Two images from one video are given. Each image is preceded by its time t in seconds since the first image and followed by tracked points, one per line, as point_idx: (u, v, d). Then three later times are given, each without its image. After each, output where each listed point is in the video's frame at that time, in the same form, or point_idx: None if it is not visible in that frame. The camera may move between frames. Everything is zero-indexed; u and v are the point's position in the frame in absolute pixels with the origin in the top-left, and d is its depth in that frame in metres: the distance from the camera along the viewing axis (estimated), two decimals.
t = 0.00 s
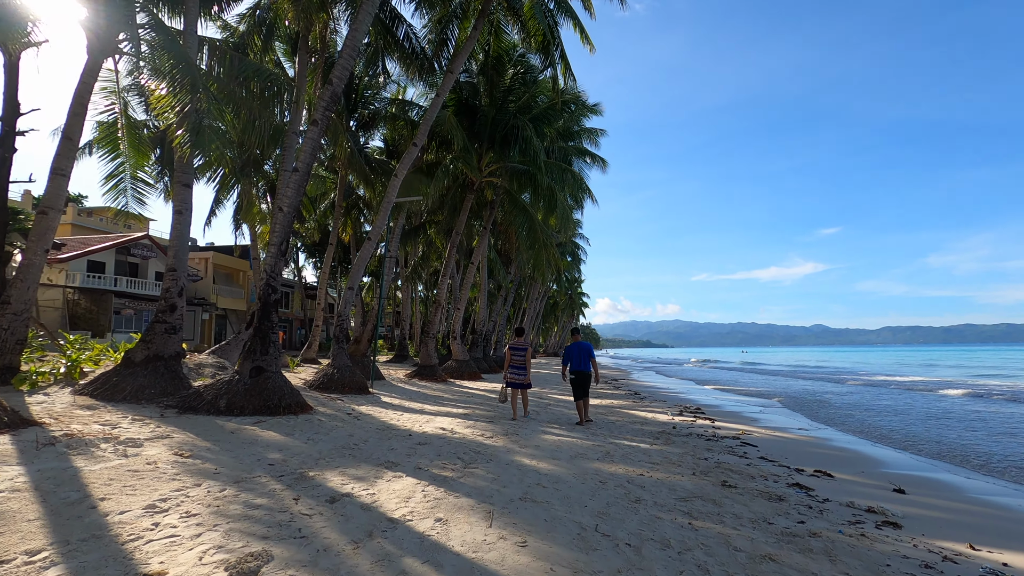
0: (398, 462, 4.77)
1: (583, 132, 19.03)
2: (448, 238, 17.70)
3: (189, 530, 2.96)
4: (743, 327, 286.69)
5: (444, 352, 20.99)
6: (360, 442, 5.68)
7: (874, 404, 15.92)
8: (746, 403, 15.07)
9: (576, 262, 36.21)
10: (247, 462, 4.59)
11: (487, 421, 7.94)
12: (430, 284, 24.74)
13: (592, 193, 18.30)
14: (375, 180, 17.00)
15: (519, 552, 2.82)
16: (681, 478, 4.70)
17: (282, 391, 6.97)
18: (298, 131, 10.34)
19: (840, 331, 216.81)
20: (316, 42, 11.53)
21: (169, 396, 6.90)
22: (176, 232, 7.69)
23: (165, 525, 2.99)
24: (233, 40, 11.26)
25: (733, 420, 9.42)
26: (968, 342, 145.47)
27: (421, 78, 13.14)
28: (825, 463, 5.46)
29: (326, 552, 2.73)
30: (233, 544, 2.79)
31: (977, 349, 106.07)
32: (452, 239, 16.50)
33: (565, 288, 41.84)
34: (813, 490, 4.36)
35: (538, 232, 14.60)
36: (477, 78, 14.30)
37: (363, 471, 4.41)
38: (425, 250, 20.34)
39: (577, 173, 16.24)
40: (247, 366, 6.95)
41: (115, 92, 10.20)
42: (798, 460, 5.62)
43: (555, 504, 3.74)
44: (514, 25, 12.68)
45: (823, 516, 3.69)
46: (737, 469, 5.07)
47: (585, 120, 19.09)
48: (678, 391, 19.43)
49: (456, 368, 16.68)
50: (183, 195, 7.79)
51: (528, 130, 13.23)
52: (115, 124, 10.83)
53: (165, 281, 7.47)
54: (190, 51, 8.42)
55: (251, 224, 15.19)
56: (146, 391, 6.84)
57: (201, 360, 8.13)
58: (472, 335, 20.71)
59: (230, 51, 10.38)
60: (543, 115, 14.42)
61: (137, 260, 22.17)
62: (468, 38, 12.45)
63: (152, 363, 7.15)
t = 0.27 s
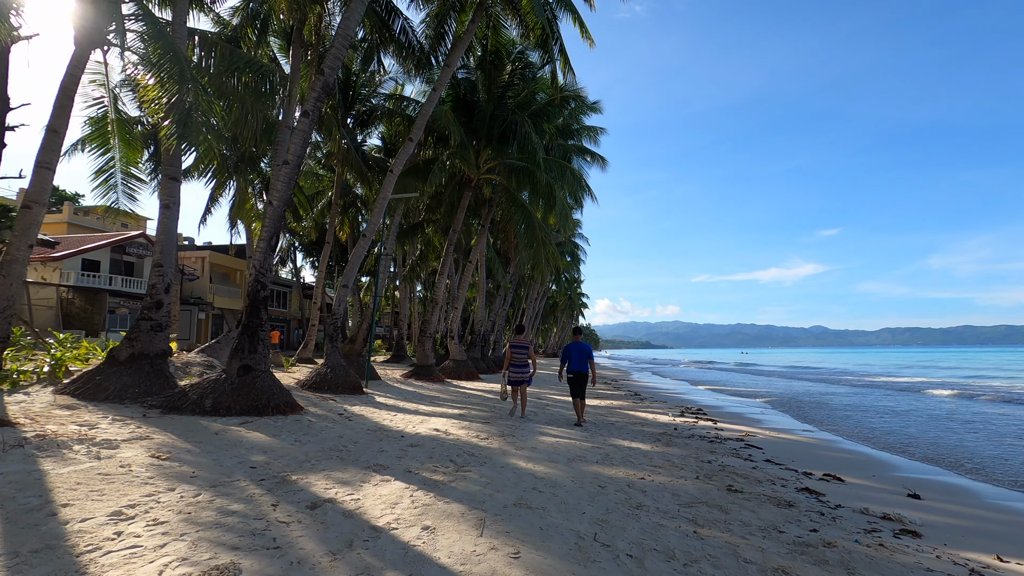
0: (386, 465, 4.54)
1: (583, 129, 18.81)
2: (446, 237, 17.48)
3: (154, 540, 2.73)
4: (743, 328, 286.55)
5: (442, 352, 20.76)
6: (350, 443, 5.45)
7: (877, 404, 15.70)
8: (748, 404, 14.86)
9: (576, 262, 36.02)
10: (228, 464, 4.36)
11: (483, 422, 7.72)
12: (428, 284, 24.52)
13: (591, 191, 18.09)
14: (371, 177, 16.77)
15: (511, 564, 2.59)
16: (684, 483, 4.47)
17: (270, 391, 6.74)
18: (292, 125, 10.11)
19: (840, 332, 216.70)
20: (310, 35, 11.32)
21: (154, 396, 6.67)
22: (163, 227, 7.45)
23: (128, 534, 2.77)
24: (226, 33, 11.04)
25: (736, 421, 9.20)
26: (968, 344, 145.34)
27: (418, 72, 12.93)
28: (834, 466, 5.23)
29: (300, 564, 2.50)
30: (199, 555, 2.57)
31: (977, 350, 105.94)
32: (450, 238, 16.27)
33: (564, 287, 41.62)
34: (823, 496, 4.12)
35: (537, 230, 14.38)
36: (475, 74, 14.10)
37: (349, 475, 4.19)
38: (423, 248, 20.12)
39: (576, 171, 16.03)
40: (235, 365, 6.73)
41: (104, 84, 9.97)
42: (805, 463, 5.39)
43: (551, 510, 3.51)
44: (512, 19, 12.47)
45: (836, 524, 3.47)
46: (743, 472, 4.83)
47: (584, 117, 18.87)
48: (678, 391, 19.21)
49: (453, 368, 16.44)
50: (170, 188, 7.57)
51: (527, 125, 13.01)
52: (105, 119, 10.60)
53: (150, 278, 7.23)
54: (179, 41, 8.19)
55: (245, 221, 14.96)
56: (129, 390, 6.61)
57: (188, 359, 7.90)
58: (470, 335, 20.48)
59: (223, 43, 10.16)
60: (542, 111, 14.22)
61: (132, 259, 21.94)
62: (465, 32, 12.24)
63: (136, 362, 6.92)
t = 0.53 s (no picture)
0: (372, 474, 4.30)
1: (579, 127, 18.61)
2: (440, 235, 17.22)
3: (109, 562, 2.48)
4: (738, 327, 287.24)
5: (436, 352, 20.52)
6: (335, 449, 5.20)
7: (875, 405, 15.55)
8: (745, 405, 14.67)
9: (572, 261, 35.86)
10: (203, 473, 4.11)
11: (476, 424, 7.49)
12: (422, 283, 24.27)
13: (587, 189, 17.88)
14: (363, 174, 16.49)
15: None
16: (686, 491, 4.24)
17: (255, 394, 6.49)
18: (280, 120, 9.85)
19: (835, 331, 217.38)
20: (299, 27, 11.05)
21: (133, 399, 6.40)
22: (144, 223, 7.16)
23: (81, 556, 2.52)
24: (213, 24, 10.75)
25: (735, 423, 8.99)
26: (962, 342, 146.00)
27: (410, 67, 12.67)
28: (841, 472, 5.02)
29: None
30: None
31: (971, 349, 106.41)
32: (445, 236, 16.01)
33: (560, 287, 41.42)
34: (834, 507, 3.90)
35: (532, 228, 14.13)
36: (469, 69, 13.85)
37: (331, 485, 3.95)
38: (417, 247, 19.87)
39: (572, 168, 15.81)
40: (216, 367, 6.46)
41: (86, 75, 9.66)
42: (810, 469, 5.18)
43: (545, 524, 3.29)
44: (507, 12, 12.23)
45: (849, 538, 3.25)
46: (747, 479, 4.61)
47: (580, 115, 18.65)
48: (675, 392, 19.02)
49: (447, 368, 16.19)
50: (152, 183, 7.28)
51: (522, 122, 12.78)
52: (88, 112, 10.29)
53: (131, 276, 6.96)
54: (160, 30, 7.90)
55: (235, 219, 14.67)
56: (107, 394, 6.34)
57: (171, 360, 7.62)
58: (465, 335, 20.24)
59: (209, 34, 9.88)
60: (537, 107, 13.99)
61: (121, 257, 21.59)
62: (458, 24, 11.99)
63: (115, 364, 6.65)
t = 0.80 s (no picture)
0: (360, 479, 4.09)
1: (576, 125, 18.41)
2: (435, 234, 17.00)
3: None
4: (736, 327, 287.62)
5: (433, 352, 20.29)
6: (323, 453, 4.98)
7: (876, 404, 15.37)
8: (744, 405, 14.48)
9: (569, 261, 35.68)
10: (181, 479, 3.89)
11: (472, 426, 7.27)
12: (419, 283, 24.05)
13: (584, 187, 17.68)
14: (358, 172, 16.27)
15: None
16: (690, 496, 4.04)
17: (242, 395, 6.27)
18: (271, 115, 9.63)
19: (832, 331, 217.81)
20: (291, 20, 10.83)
21: (115, 401, 6.18)
22: (129, 218, 6.93)
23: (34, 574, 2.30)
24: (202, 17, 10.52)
25: (737, 424, 8.80)
26: (958, 342, 146.38)
27: (405, 62, 12.46)
28: (850, 476, 4.82)
29: None
30: None
31: (967, 348, 106.63)
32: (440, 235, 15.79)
33: (557, 287, 41.23)
34: (846, 514, 3.71)
35: (529, 226, 13.91)
36: (465, 64, 13.64)
37: (316, 491, 3.73)
38: (413, 246, 19.64)
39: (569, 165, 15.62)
40: (202, 368, 6.24)
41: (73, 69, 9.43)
42: (818, 472, 4.98)
43: (542, 533, 3.08)
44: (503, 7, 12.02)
45: (866, 547, 3.06)
46: (753, 483, 4.41)
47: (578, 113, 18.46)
48: (673, 392, 18.86)
49: (443, 368, 15.97)
50: (136, 179, 7.05)
51: (518, 118, 12.58)
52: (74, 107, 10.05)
53: (114, 274, 6.74)
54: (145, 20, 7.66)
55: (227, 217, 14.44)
56: (88, 395, 6.11)
57: (157, 361, 7.39)
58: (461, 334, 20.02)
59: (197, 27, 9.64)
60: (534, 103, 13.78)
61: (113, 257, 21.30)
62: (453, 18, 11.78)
63: (98, 364, 6.42)
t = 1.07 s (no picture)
0: (349, 491, 3.82)
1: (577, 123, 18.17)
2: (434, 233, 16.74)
3: None
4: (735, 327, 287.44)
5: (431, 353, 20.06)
6: (312, 462, 4.71)
7: (882, 407, 15.12)
8: (748, 407, 14.22)
9: (569, 260, 35.47)
10: (157, 492, 3.62)
11: (470, 430, 7.02)
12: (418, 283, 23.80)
13: (586, 185, 17.44)
14: (355, 170, 16.01)
15: None
16: (702, 509, 3.77)
17: (229, 400, 6.01)
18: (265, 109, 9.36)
19: (832, 331, 217.59)
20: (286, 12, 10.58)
21: (97, 405, 5.91)
22: (114, 214, 6.67)
23: None
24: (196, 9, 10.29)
25: (744, 428, 8.55)
26: (959, 342, 146.15)
27: (403, 57, 12.23)
28: (871, 488, 4.55)
29: None
30: None
31: (968, 348, 106.47)
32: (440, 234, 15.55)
33: (557, 287, 40.98)
34: (870, 530, 3.45)
35: (529, 225, 13.65)
36: (464, 60, 13.41)
37: (301, 506, 3.46)
38: (412, 246, 19.40)
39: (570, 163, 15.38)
40: (188, 371, 5.98)
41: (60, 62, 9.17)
42: (834, 481, 4.72)
43: (544, 554, 2.82)
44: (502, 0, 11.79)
45: (898, 570, 2.80)
46: (767, 494, 4.15)
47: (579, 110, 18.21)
48: (675, 394, 18.60)
49: (442, 369, 15.73)
50: (123, 174, 6.79)
51: (518, 114, 12.33)
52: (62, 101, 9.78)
53: (98, 273, 6.46)
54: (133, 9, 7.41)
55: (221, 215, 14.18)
56: (70, 400, 5.85)
57: (143, 363, 7.14)
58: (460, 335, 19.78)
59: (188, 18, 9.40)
60: (534, 100, 13.55)
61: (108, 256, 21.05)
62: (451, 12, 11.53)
63: (80, 367, 6.15)
